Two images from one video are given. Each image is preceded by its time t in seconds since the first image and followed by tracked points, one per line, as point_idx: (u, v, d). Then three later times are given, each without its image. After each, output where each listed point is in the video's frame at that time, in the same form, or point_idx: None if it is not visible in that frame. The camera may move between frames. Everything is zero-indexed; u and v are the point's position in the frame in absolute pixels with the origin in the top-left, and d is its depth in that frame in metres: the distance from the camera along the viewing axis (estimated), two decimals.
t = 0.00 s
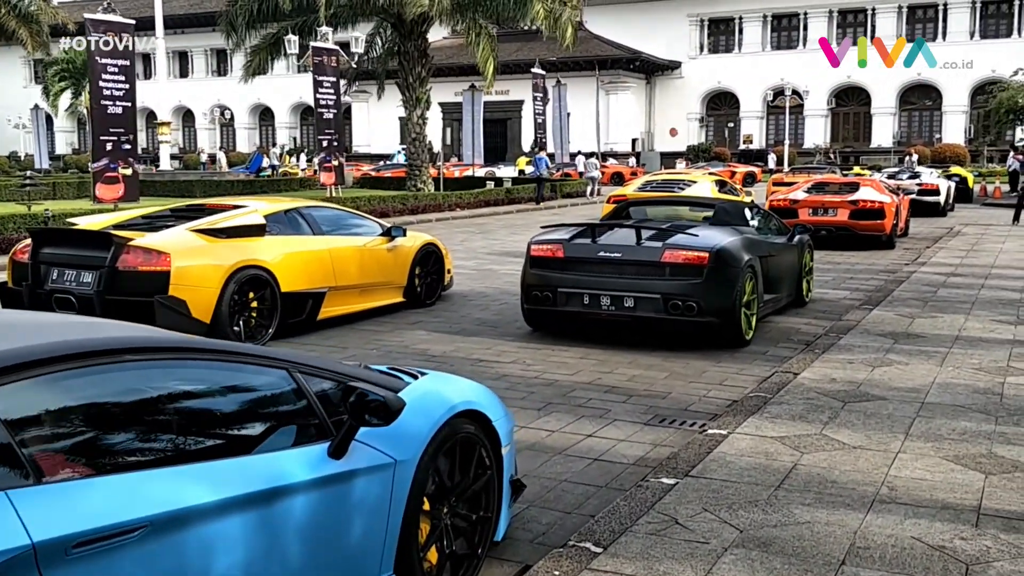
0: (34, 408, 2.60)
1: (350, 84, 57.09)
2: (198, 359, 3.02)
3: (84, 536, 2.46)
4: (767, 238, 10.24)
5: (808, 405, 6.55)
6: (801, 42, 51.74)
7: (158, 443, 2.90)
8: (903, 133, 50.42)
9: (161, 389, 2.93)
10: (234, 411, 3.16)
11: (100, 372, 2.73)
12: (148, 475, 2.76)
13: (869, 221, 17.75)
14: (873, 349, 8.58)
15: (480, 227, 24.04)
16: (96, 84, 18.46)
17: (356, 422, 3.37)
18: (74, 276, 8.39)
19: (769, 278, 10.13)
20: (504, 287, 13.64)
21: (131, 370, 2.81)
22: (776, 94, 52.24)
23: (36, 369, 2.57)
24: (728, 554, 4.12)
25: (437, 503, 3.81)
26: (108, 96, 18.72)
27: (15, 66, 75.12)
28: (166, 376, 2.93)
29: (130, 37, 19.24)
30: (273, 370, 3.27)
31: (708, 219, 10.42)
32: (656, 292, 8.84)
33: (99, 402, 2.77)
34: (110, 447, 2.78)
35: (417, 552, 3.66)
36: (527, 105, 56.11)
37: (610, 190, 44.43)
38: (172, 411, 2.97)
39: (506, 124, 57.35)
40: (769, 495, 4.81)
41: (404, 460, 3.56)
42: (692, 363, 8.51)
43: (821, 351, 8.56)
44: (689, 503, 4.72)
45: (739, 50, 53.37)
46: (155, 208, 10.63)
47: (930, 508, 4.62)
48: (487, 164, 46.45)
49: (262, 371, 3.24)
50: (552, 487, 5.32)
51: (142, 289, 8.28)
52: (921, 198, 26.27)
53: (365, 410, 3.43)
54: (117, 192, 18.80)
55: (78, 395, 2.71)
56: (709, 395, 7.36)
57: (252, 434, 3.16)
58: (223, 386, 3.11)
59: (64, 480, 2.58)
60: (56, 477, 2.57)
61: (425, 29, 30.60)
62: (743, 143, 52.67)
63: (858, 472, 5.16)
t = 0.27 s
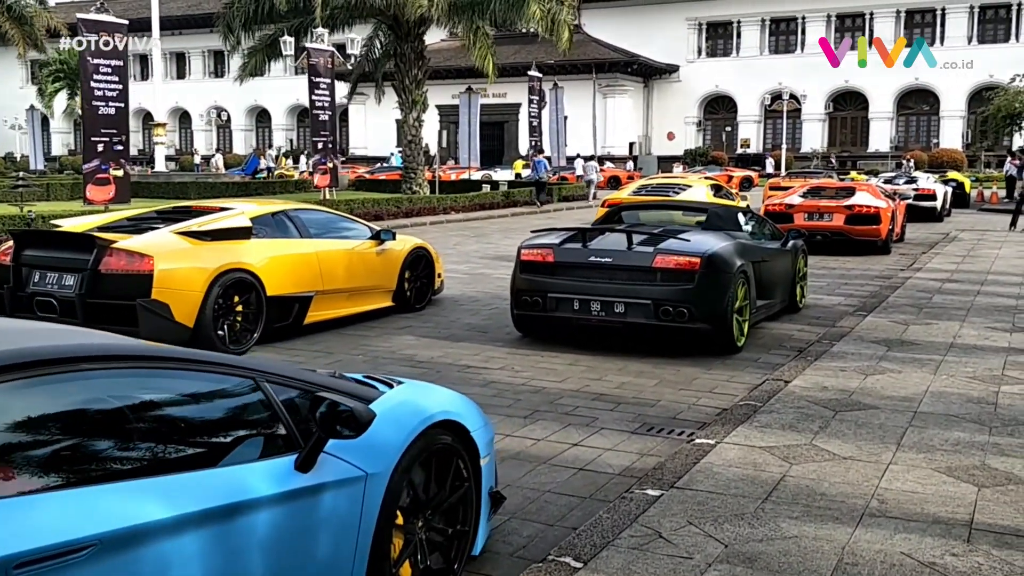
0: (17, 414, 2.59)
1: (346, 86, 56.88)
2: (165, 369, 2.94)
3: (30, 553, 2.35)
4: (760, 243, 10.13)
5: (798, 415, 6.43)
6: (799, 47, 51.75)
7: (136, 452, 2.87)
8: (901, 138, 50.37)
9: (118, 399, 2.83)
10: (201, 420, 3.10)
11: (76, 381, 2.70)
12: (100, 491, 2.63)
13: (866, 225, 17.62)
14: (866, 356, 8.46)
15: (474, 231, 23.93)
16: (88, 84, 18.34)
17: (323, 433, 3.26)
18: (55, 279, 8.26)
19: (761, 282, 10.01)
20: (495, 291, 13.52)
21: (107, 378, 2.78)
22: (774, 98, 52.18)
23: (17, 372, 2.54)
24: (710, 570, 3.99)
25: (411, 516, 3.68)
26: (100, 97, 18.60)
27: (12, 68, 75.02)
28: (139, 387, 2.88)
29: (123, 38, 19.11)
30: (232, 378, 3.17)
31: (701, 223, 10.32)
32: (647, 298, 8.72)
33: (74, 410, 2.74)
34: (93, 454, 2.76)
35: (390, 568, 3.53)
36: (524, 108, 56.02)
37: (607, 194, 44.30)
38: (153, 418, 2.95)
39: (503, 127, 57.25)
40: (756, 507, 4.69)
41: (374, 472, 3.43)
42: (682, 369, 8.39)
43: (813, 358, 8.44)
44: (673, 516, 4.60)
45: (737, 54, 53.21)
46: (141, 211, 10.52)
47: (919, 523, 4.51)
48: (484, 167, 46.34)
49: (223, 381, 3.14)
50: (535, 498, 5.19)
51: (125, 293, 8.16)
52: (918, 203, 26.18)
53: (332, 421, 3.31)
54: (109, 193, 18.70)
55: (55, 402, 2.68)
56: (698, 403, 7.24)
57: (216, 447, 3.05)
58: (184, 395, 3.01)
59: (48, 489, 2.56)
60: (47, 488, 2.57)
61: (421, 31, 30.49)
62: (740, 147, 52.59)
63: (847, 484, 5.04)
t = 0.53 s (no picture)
0: None
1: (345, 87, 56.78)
2: (133, 376, 2.85)
3: None
4: (755, 247, 10.01)
5: (789, 423, 6.32)
6: (798, 50, 51.71)
7: (115, 460, 2.79)
8: (900, 141, 50.28)
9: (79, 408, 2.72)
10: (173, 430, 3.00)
11: (57, 386, 2.63)
12: (58, 505, 2.50)
13: (863, 229, 17.50)
14: (860, 362, 8.34)
15: (469, 234, 23.80)
16: (82, 85, 18.19)
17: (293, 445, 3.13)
18: (39, 281, 8.13)
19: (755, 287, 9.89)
20: (488, 295, 13.40)
21: (87, 385, 2.71)
22: (773, 101, 52.06)
23: None
24: None
25: (384, 531, 3.54)
26: (94, 97, 18.47)
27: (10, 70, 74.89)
28: (108, 396, 2.79)
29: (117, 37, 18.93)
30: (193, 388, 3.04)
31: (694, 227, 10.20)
32: (639, 303, 8.61)
33: (58, 416, 2.68)
34: (74, 462, 2.69)
35: None
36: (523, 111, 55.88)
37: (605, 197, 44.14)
38: (133, 426, 2.88)
39: (501, 130, 57.11)
40: (743, 520, 4.58)
41: (345, 486, 3.29)
42: (674, 375, 8.27)
43: (807, 364, 8.33)
44: (658, 529, 4.48)
45: (736, 57, 53.15)
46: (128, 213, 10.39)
47: (911, 536, 4.39)
48: (482, 170, 46.19)
49: (185, 388, 3.02)
50: (519, 509, 5.07)
51: (109, 296, 8.04)
52: (916, 207, 26.08)
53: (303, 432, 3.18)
54: (100, 194, 18.75)
55: (35, 410, 2.62)
56: (689, 411, 7.12)
57: (181, 458, 2.93)
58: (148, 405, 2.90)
59: (34, 497, 2.50)
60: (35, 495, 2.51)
61: (419, 32, 30.33)
62: (739, 150, 52.47)
63: (838, 496, 4.92)
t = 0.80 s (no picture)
0: None
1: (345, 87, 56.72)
2: (101, 386, 2.79)
3: None
4: (750, 250, 9.92)
5: (782, 430, 6.22)
6: (799, 52, 51.66)
7: (103, 465, 2.79)
8: (902, 143, 50.16)
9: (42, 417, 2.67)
10: (138, 441, 2.94)
11: (27, 396, 2.60)
12: (18, 519, 2.45)
13: (862, 232, 17.41)
14: (855, 367, 8.24)
15: (468, 235, 23.70)
16: (77, 86, 18.08)
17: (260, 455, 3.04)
18: (26, 283, 8.09)
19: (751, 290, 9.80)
20: (483, 297, 13.30)
21: (55, 396, 2.67)
22: (774, 102, 51.95)
23: None
24: None
25: (358, 542, 3.43)
26: (89, 97, 18.36)
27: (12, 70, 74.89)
28: (74, 405, 2.74)
29: (112, 36, 18.79)
30: (156, 398, 2.96)
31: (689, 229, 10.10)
32: (632, 306, 8.51)
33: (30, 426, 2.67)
34: (60, 469, 2.70)
35: None
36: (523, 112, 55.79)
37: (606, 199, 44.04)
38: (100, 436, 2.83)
39: (503, 131, 57.02)
40: (731, 530, 4.48)
41: (315, 499, 3.19)
42: (667, 380, 8.17)
43: (801, 369, 8.23)
44: (643, 539, 4.38)
45: (737, 58, 53.08)
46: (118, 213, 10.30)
47: (902, 548, 4.28)
48: (483, 171, 46.09)
49: (146, 399, 2.94)
50: (504, 518, 4.98)
51: (95, 298, 7.96)
52: (916, 209, 25.96)
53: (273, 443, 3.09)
54: (97, 194, 18.70)
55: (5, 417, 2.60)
56: (681, 416, 7.02)
57: (144, 470, 2.85)
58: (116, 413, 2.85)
59: None
60: (11, 504, 2.50)
61: (419, 33, 30.25)
62: (740, 151, 52.33)
63: (828, 506, 4.82)
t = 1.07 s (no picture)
0: None
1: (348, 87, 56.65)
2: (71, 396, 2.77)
3: None
4: (749, 251, 9.81)
5: (777, 435, 6.11)
6: (803, 52, 51.52)
7: (96, 470, 2.82)
8: (906, 144, 49.97)
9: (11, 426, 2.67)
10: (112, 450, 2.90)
11: None
12: None
13: (864, 233, 17.28)
14: (853, 371, 8.13)
15: (468, 236, 23.58)
16: (76, 84, 18.02)
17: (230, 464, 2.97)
18: (15, 284, 8.07)
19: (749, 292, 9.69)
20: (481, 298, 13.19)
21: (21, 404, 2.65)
22: (778, 103, 51.76)
23: None
24: None
25: (334, 552, 3.35)
26: (88, 96, 18.30)
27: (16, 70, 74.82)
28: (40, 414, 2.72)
29: (111, 36, 18.74)
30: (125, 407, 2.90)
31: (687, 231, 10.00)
32: (627, 308, 8.42)
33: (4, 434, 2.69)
34: (49, 473, 2.72)
35: None
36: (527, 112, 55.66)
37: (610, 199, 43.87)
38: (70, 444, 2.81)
39: (506, 131, 56.87)
40: (720, 539, 4.38)
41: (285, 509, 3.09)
42: (663, 384, 8.07)
43: (799, 372, 8.12)
44: (629, 549, 4.29)
45: (741, 59, 52.93)
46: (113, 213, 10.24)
47: (895, 558, 4.19)
48: (486, 171, 45.95)
49: (113, 408, 2.88)
50: (491, 525, 4.89)
51: (84, 300, 7.89)
52: (920, 210, 25.82)
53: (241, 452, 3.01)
54: (96, 194, 18.60)
55: None
56: (676, 420, 6.92)
57: (114, 479, 2.81)
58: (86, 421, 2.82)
59: None
60: None
61: (421, 34, 30.15)
62: (745, 152, 52.15)
63: (822, 513, 4.72)
